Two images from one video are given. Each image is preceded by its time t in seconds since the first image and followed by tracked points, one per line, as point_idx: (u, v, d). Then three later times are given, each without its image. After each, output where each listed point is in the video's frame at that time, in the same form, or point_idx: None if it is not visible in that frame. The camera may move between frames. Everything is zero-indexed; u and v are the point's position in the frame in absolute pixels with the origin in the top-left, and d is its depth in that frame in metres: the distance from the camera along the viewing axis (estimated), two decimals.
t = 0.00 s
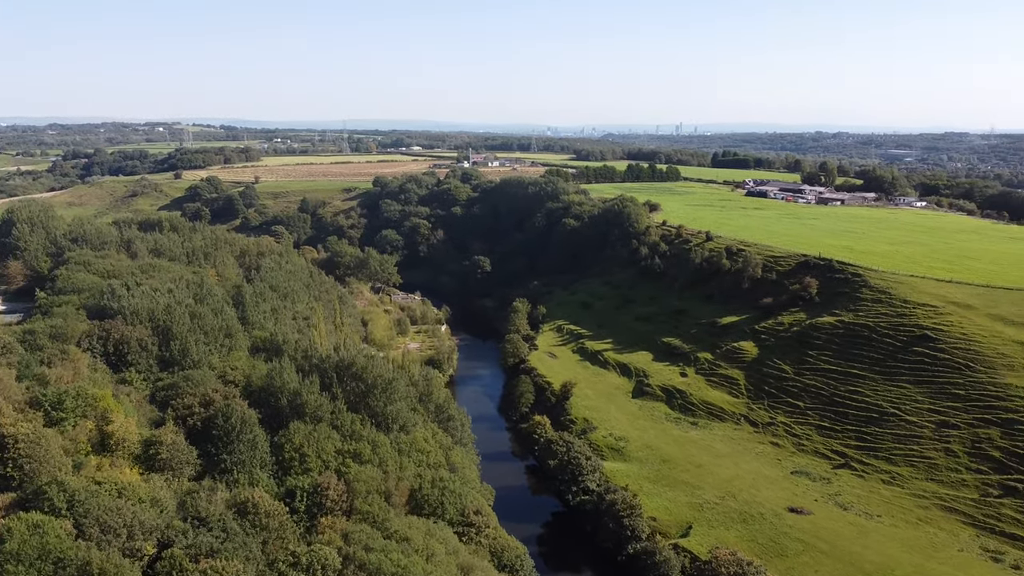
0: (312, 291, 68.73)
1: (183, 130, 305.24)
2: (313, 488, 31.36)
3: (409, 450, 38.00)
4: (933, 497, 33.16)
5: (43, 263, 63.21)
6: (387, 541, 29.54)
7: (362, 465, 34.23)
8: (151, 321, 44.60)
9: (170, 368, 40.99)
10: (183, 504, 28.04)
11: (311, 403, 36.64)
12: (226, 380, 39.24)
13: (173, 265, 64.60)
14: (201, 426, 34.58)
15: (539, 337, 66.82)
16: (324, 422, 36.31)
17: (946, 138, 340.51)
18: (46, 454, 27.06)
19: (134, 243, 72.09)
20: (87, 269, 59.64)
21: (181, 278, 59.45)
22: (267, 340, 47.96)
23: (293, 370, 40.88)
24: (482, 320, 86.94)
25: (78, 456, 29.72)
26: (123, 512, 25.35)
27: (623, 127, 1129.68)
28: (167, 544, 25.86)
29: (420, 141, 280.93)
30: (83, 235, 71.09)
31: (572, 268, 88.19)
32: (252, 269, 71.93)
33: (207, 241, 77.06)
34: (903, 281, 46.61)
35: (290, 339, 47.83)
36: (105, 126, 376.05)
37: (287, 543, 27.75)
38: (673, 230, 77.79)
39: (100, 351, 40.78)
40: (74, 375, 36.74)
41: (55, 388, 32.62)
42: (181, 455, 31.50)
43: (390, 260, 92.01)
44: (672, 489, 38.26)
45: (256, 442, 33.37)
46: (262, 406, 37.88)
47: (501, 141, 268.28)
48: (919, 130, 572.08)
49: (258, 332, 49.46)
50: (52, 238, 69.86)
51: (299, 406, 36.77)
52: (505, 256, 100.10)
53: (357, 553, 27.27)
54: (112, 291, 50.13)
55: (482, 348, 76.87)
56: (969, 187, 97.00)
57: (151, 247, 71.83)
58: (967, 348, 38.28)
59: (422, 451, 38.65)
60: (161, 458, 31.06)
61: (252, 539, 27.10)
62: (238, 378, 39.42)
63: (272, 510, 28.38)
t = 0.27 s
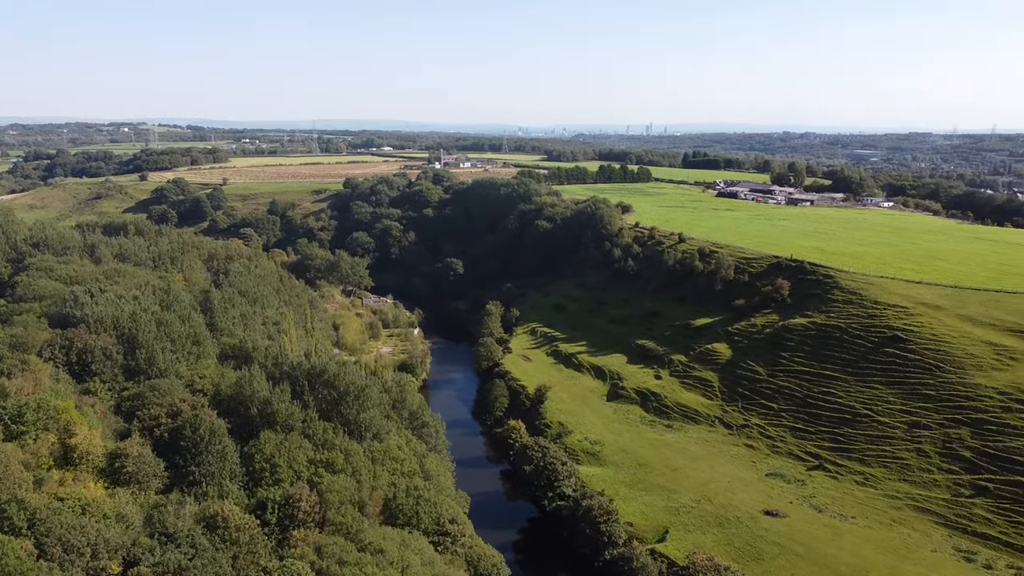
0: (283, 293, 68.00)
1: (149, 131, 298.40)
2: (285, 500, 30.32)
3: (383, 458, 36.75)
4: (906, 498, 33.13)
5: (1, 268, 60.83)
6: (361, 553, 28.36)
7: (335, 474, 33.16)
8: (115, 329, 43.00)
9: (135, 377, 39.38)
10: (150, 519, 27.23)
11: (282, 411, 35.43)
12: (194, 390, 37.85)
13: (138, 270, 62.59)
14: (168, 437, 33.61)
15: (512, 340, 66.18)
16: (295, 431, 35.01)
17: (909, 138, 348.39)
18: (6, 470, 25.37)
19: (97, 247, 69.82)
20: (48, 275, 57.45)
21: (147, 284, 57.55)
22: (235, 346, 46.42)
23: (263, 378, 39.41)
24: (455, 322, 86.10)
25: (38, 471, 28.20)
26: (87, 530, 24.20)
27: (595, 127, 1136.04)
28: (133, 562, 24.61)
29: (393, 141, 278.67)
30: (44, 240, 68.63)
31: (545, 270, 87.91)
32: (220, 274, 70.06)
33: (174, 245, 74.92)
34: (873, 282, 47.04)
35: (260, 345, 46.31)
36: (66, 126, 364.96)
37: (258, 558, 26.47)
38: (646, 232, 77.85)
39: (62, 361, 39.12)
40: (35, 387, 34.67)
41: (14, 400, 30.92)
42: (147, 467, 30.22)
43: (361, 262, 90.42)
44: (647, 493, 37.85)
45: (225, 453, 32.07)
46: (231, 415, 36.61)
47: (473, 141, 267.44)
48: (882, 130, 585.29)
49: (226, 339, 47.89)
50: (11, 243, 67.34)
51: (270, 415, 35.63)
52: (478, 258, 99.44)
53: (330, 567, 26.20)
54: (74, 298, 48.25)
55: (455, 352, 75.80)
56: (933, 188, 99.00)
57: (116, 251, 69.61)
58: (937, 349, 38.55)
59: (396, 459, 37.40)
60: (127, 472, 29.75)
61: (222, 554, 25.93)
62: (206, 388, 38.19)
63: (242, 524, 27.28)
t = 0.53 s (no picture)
0: (257, 299, 65.60)
1: (119, 131, 292.38)
2: (260, 511, 29.06)
3: (360, 466, 35.33)
4: (883, 499, 32.92)
5: None
6: (338, 564, 27.38)
7: (312, 482, 32.13)
8: (84, 337, 41.57)
9: (105, 386, 38.29)
10: (121, 532, 26.26)
11: (256, 420, 34.30)
12: (166, 398, 36.80)
13: (108, 275, 60.76)
14: (139, 448, 32.10)
15: (490, 342, 65.59)
16: (270, 439, 33.92)
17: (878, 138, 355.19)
18: None
19: (65, 252, 67.81)
20: (14, 280, 55.54)
21: (117, 290, 55.86)
22: (208, 352, 45.02)
23: (237, 385, 38.14)
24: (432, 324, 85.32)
25: (3, 485, 26.62)
26: (55, 546, 22.92)
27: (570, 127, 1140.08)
28: None
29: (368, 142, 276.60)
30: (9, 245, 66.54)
31: (521, 272, 87.64)
32: (193, 278, 68.42)
33: (145, 248, 72.98)
34: (848, 283, 47.37)
35: (233, 350, 45.04)
36: (32, 126, 355.93)
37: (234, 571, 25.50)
38: (623, 234, 77.83)
39: (29, 369, 37.59)
40: None
41: None
42: (118, 478, 29.22)
43: (337, 265, 88.99)
44: (627, 497, 37.47)
45: (199, 463, 31.12)
46: (203, 424, 35.64)
47: (449, 142, 266.33)
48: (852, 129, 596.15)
49: (199, 344, 46.55)
50: None
51: (244, 423, 34.42)
52: (454, 260, 98.82)
53: None
54: (41, 305, 46.63)
55: (432, 354, 74.83)
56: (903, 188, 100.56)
57: (85, 256, 67.63)
58: (912, 349, 38.64)
59: (375, 466, 36.17)
60: (96, 484, 28.65)
61: (196, 569, 24.88)
62: (179, 396, 36.96)
63: (216, 537, 26.31)
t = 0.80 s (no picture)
0: (226, 302, 64.38)
1: (81, 131, 284.51)
2: (231, 524, 28.23)
3: (333, 475, 34.70)
4: (858, 500, 32.82)
5: None
6: None
7: (283, 495, 31.03)
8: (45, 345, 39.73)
9: (69, 397, 36.52)
10: (85, 550, 25.14)
11: (227, 430, 33.06)
12: (133, 408, 35.10)
13: (71, 281, 58.58)
14: (105, 461, 30.94)
15: (464, 346, 64.82)
16: (241, 450, 32.73)
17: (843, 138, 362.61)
18: None
19: (26, 257, 65.38)
20: None
21: (80, 296, 53.76)
22: (177, 359, 43.49)
23: (207, 394, 36.71)
24: (405, 328, 84.26)
25: None
26: (15, 565, 21.54)
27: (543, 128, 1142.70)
28: None
29: (338, 142, 273.60)
30: None
31: (494, 274, 86.97)
32: (160, 283, 66.40)
33: (110, 253, 70.57)
34: (820, 285, 47.71)
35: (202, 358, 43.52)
36: None
37: None
38: (596, 236, 77.69)
39: None
40: None
41: None
42: (83, 493, 27.88)
43: (308, 268, 87.17)
44: (604, 502, 37.05)
45: (167, 474, 29.93)
46: (171, 435, 34.29)
47: (422, 141, 264.17)
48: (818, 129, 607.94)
49: (166, 352, 44.90)
50: None
51: (214, 434, 33.16)
52: (427, 262, 97.81)
53: None
54: None
55: (405, 358, 73.66)
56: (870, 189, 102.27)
57: (47, 261, 65.25)
58: (883, 350, 38.80)
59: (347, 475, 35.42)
60: (59, 499, 27.27)
61: None
62: (146, 406, 35.26)
63: (186, 552, 25.15)
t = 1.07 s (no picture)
0: (199, 306, 61.66)
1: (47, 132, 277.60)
2: (205, 536, 27.36)
3: (310, 483, 33.43)
4: (836, 502, 32.70)
5: None
6: None
7: (259, 504, 30.09)
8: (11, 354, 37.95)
9: (35, 407, 34.88)
10: (54, 564, 24.04)
11: (200, 439, 32.06)
12: (103, 418, 33.80)
13: (37, 286, 56.59)
14: (73, 473, 29.82)
15: (442, 349, 64.05)
16: (215, 459, 31.78)
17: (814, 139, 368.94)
18: None
19: None
20: None
21: (47, 302, 51.84)
22: (148, 367, 41.84)
23: (179, 403, 35.46)
24: (381, 330, 83.15)
25: None
26: None
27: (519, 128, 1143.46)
28: None
29: (313, 143, 270.62)
30: None
31: (471, 276, 86.25)
32: (131, 288, 64.59)
33: (78, 257, 68.34)
34: (796, 286, 47.96)
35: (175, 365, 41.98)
36: None
37: None
38: (574, 237, 77.51)
39: None
40: None
41: None
42: (51, 507, 26.91)
43: (283, 271, 85.36)
44: (584, 506, 36.62)
45: (139, 486, 28.95)
46: (141, 445, 32.93)
47: (398, 142, 262.32)
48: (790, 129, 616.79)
49: (137, 359, 43.15)
50: None
51: (187, 443, 32.06)
52: (403, 264, 96.78)
53: None
54: None
55: (382, 362, 72.57)
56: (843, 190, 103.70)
57: (12, 266, 63.09)
58: (859, 351, 38.97)
59: (325, 483, 34.13)
60: (26, 513, 26.23)
61: None
62: (116, 416, 33.94)
63: (158, 566, 24.23)
